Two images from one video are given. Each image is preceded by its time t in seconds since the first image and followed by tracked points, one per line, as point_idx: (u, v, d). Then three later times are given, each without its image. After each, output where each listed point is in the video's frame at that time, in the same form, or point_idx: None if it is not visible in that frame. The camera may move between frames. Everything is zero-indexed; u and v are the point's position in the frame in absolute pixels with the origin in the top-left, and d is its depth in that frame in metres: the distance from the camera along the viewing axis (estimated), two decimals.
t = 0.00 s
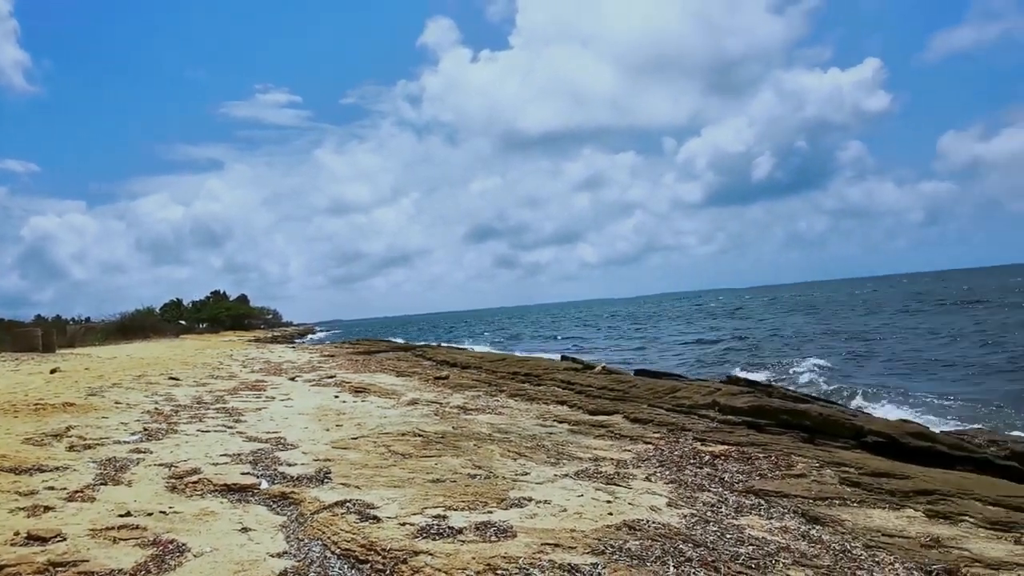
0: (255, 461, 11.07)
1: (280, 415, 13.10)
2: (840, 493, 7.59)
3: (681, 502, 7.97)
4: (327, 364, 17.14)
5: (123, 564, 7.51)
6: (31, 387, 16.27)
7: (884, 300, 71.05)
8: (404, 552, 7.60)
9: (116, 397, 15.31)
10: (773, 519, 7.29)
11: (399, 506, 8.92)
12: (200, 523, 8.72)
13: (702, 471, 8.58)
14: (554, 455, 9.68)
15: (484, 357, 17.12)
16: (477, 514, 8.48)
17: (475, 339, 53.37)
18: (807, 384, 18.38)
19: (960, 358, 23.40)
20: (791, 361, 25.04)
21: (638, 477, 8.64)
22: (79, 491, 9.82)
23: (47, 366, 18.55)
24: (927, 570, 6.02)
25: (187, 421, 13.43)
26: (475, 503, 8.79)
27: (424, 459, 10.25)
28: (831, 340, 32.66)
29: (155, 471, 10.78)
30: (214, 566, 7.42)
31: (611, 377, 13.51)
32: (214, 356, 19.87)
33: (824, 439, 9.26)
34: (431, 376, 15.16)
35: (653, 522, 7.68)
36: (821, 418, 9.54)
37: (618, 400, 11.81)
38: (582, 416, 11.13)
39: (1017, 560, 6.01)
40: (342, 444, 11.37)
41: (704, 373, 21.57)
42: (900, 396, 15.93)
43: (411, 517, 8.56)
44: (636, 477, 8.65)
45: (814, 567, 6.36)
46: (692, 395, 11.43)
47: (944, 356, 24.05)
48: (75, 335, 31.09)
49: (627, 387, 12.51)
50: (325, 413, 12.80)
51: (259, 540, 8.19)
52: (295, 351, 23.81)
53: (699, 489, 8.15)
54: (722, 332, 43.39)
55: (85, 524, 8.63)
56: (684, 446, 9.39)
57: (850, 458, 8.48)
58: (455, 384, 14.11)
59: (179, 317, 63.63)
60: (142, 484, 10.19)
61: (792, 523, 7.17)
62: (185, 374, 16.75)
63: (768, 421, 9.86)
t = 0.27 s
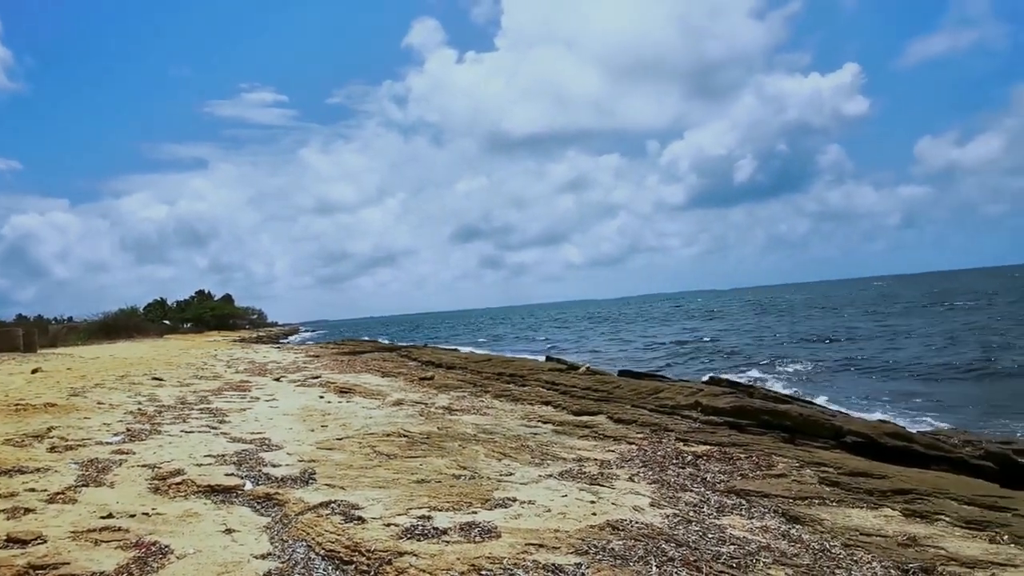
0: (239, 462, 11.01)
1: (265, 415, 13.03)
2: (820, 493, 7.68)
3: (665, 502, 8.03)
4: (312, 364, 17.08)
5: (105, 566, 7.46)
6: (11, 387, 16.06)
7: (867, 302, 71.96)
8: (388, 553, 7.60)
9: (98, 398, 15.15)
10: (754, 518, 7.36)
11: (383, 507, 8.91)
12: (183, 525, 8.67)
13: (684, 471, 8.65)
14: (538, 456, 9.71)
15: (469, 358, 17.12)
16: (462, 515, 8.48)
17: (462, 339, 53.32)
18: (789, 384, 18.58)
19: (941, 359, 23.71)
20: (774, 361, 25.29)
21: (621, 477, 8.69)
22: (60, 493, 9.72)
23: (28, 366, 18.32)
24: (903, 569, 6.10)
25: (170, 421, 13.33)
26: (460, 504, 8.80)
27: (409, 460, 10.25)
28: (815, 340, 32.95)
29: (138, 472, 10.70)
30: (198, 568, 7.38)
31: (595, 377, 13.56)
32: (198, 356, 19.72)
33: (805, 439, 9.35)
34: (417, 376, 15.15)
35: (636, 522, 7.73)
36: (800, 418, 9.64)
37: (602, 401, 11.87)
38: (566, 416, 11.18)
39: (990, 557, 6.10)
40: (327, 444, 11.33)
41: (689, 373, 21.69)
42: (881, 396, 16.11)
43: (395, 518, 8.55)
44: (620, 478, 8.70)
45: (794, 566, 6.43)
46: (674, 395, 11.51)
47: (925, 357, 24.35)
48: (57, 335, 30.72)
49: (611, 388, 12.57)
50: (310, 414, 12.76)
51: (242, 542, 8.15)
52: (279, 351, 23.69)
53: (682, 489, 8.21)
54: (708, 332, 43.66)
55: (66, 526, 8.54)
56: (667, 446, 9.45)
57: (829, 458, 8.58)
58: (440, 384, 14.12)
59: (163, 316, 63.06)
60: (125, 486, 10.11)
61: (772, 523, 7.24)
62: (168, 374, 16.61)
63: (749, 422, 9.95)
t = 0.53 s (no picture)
0: (222, 464, 10.95)
1: (249, 417, 12.96)
2: (798, 494, 7.78)
3: (646, 503, 8.10)
4: (296, 366, 17.01)
5: (85, 570, 7.39)
6: None
7: (849, 305, 72.79)
8: (371, 555, 7.60)
9: (79, 399, 14.99)
10: (734, 519, 7.44)
11: (367, 509, 8.90)
12: (165, 527, 8.61)
13: (666, 472, 8.73)
14: (521, 457, 9.75)
15: (454, 359, 17.13)
16: (445, 516, 8.50)
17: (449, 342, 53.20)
18: (771, 387, 18.78)
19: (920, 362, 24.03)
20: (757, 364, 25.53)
21: (604, 479, 8.75)
22: (40, 496, 9.62)
23: (7, 367, 18.09)
24: (878, 569, 6.19)
25: (153, 423, 13.22)
26: (443, 505, 8.82)
27: (393, 461, 10.25)
28: (798, 343, 33.25)
29: (119, 474, 10.60)
30: (179, 571, 7.34)
31: (578, 379, 13.63)
32: (181, 357, 19.58)
33: (783, 441, 9.46)
34: (401, 378, 15.14)
35: (618, 523, 7.79)
36: (780, 420, 9.76)
37: (585, 403, 11.93)
38: (550, 418, 11.23)
39: (962, 556, 6.21)
40: (310, 446, 11.30)
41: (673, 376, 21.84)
42: (861, 399, 16.31)
43: (378, 520, 8.55)
44: (602, 479, 8.76)
45: (772, 566, 6.51)
46: (656, 397, 11.59)
47: (905, 361, 24.66)
48: (37, 336, 30.34)
49: (594, 390, 12.63)
50: (294, 416, 12.71)
51: (225, 544, 8.12)
52: (263, 352, 23.58)
53: (663, 490, 8.28)
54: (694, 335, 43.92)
55: (45, 529, 8.46)
56: (649, 448, 9.53)
57: (807, 459, 8.70)
58: (424, 386, 14.12)
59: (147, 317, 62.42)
60: (105, 488, 10.02)
61: (751, 524, 7.33)
62: (151, 375, 16.48)
63: (730, 423, 10.06)
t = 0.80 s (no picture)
0: (206, 466, 10.88)
1: (234, 419, 12.88)
2: (779, 493, 7.86)
3: (630, 503, 8.14)
4: (281, 367, 16.94)
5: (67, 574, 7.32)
6: None
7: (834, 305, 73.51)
8: (357, 556, 7.58)
9: (62, 401, 14.83)
10: (717, 518, 7.51)
11: (352, 510, 8.88)
12: (149, 530, 8.55)
13: (650, 472, 8.79)
14: (507, 458, 9.77)
15: (440, 360, 17.11)
16: (431, 517, 8.50)
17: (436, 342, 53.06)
18: (755, 386, 18.95)
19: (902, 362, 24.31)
20: (741, 364, 25.73)
21: (589, 479, 8.80)
22: (21, 499, 9.51)
23: None
24: (858, 567, 6.27)
25: (136, 425, 13.11)
26: (429, 506, 8.82)
27: (379, 463, 10.23)
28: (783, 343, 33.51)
29: (102, 477, 10.51)
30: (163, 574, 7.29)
31: (564, 380, 13.68)
32: (165, 358, 19.42)
33: (766, 440, 9.55)
34: (387, 379, 15.12)
35: (603, 523, 7.83)
36: (762, 419, 9.85)
37: (570, 403, 11.97)
38: (535, 419, 11.26)
39: (939, 553, 6.29)
40: (296, 448, 11.26)
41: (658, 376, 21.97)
42: (843, 399, 16.48)
43: (364, 521, 8.53)
44: (587, 479, 8.80)
45: (754, 564, 6.58)
46: (641, 398, 11.66)
47: (888, 360, 24.94)
48: (18, 338, 29.99)
49: (579, 390, 12.68)
50: (279, 417, 12.66)
51: (210, 547, 8.07)
52: (248, 354, 23.45)
53: (647, 490, 8.33)
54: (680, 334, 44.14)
55: (27, 533, 8.37)
56: (633, 448, 9.58)
57: (789, 459, 8.79)
58: (410, 387, 14.11)
59: (131, 317, 61.84)
60: (88, 491, 9.92)
61: (733, 523, 7.40)
62: (135, 377, 16.33)
63: (712, 423, 10.14)
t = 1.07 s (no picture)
0: (192, 467, 10.81)
1: (220, 420, 12.82)
2: (762, 493, 7.93)
3: (615, 503, 8.19)
4: (268, 367, 16.88)
5: None
6: None
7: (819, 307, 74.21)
8: (342, 557, 7.57)
9: (45, 403, 14.69)
10: (700, 518, 7.57)
11: (338, 511, 8.87)
12: (133, 532, 8.49)
13: (634, 472, 8.85)
14: (493, 459, 9.80)
15: (427, 361, 17.12)
16: (417, 518, 8.50)
17: (425, 343, 52.95)
18: (739, 387, 19.12)
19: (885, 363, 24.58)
20: (727, 365, 25.92)
21: (574, 480, 8.84)
22: (4, 502, 9.42)
23: None
24: (838, 565, 6.35)
25: (121, 426, 13.01)
26: (415, 507, 8.82)
27: (365, 464, 10.22)
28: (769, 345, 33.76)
29: (86, 479, 10.42)
30: None
31: (550, 380, 13.74)
32: (150, 359, 19.29)
33: (748, 441, 9.64)
34: (374, 380, 15.11)
35: (587, 523, 7.87)
36: (745, 420, 9.93)
37: (556, 404, 12.03)
38: (521, 419, 11.30)
39: (917, 552, 6.37)
40: (282, 449, 11.22)
41: (644, 377, 22.10)
42: (826, 399, 16.66)
43: (350, 522, 8.52)
44: (572, 480, 8.85)
45: (737, 563, 6.64)
46: (626, 398, 11.72)
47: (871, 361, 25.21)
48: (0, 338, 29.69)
49: (565, 391, 12.73)
50: (265, 418, 12.62)
51: (194, 548, 8.03)
52: (234, 354, 23.33)
53: (631, 490, 8.39)
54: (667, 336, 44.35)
55: (9, 536, 8.29)
56: (618, 448, 9.64)
57: (771, 459, 8.88)
58: (397, 388, 14.11)
59: (117, 317, 61.33)
60: (71, 493, 9.84)
61: (716, 522, 7.47)
62: (120, 378, 16.21)
63: (696, 424, 10.22)
